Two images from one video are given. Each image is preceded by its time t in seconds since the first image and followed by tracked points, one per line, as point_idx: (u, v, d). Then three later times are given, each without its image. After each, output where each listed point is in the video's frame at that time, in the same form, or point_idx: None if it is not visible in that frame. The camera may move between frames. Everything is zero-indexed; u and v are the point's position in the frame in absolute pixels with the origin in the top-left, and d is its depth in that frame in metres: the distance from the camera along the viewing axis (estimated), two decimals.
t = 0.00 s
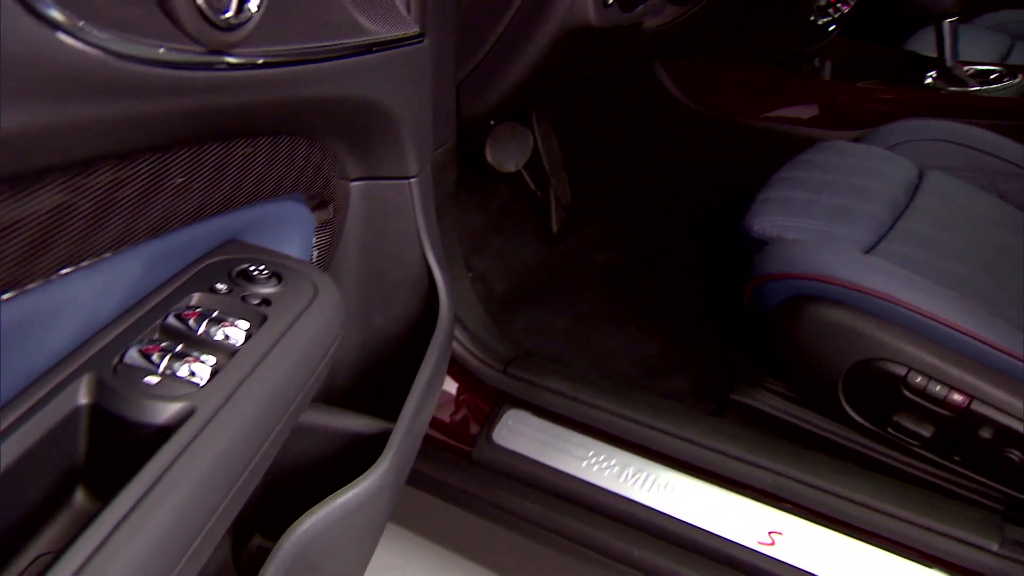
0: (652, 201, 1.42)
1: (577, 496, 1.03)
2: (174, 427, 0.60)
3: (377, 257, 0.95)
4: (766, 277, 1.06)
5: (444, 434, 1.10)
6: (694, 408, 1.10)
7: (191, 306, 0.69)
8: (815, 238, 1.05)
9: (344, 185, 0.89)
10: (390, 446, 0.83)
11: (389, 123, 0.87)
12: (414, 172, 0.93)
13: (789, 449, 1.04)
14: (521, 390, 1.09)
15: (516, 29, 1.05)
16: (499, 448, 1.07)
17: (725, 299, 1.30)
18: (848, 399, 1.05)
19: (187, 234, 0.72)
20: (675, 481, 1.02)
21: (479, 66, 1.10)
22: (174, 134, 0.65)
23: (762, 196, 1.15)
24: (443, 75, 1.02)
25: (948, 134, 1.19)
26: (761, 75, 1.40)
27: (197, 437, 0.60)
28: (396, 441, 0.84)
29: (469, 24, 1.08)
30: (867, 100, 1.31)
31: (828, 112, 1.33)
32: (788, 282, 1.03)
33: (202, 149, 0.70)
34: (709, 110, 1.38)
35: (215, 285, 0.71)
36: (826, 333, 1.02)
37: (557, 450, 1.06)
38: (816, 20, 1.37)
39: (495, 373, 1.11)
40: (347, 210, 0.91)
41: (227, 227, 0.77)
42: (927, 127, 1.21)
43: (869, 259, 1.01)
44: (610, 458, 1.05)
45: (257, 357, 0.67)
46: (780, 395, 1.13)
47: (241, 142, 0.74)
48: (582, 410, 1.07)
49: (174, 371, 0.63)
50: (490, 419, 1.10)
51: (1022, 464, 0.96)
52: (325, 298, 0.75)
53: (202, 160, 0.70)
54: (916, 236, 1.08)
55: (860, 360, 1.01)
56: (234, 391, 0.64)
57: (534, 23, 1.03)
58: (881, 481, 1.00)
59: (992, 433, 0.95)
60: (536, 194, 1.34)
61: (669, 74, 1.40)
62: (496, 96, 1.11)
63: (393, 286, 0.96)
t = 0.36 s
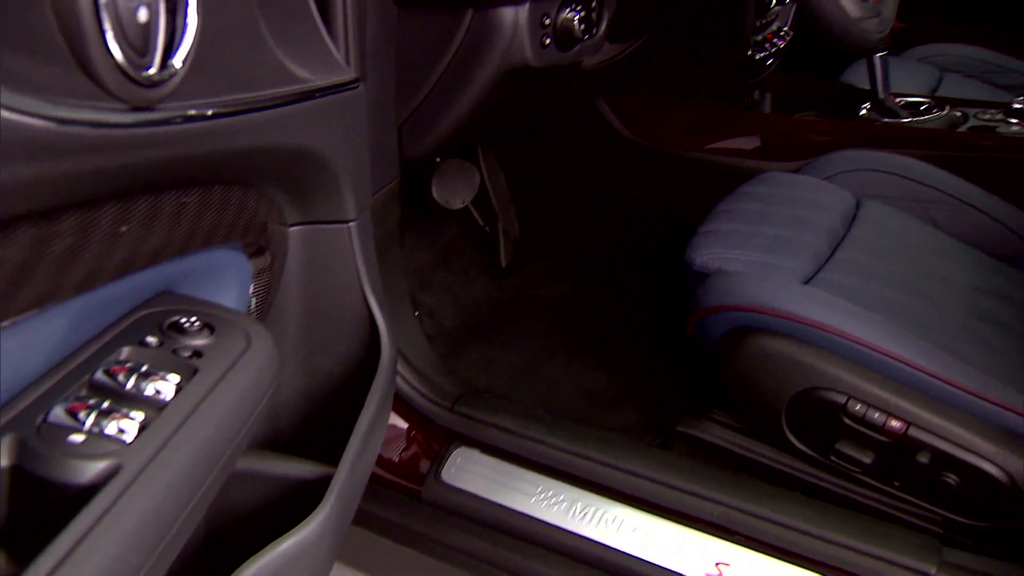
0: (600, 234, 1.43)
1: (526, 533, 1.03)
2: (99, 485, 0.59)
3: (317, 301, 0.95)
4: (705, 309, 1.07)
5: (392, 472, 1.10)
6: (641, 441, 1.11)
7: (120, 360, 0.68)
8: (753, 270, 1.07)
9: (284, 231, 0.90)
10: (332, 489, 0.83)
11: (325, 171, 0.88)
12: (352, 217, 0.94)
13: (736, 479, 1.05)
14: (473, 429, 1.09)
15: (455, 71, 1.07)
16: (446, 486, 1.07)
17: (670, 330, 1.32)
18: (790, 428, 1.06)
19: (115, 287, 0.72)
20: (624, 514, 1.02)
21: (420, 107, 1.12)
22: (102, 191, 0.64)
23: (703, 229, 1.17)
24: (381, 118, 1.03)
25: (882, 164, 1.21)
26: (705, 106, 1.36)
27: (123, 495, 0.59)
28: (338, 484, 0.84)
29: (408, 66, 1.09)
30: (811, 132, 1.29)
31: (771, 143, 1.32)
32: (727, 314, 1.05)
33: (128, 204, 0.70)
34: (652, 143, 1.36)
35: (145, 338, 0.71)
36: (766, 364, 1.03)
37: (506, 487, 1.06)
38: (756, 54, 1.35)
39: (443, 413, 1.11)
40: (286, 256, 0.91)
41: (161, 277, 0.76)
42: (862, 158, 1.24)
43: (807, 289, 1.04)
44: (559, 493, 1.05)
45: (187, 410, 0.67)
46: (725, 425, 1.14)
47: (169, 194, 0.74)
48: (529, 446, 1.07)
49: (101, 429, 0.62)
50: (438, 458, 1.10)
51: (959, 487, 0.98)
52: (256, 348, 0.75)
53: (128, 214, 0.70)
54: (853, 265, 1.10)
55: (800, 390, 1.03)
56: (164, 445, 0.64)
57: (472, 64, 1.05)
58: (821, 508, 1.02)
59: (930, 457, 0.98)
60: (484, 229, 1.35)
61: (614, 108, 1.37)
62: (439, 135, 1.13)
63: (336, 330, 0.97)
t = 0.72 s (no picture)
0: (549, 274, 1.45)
1: None
2: (22, 556, 0.57)
3: (261, 353, 0.95)
4: (650, 348, 1.09)
5: (341, 519, 1.08)
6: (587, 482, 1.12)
7: (49, 424, 0.66)
8: (697, 308, 1.09)
9: (226, 283, 0.90)
10: (274, 542, 0.82)
11: (265, 225, 0.89)
12: (294, 268, 0.94)
13: (686, 519, 1.05)
14: (419, 473, 1.10)
15: (397, 119, 1.09)
16: (396, 532, 1.06)
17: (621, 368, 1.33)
18: (738, 467, 1.08)
19: (52, 347, 0.70)
20: (576, 558, 1.01)
21: (365, 155, 1.12)
22: (32, 255, 0.63)
23: (649, 268, 1.18)
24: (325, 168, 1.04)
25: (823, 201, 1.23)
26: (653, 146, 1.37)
27: (47, 565, 0.57)
28: (281, 537, 0.83)
29: (351, 115, 1.10)
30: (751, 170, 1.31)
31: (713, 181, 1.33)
32: (670, 352, 1.06)
33: (60, 267, 0.69)
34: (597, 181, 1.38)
35: (76, 401, 0.69)
36: (711, 402, 1.05)
37: (456, 533, 1.05)
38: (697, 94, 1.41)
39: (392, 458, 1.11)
40: (226, 309, 0.91)
41: (97, 335, 0.75)
42: (802, 195, 1.26)
43: (749, 327, 1.05)
44: (509, 537, 1.04)
45: (117, 475, 0.65)
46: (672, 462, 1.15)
47: (103, 253, 0.73)
48: (478, 490, 1.08)
49: (26, 495, 0.60)
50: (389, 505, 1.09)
51: (902, 519, 1.00)
52: (192, 407, 0.74)
53: (59, 275, 0.69)
54: (796, 301, 1.12)
55: (745, 426, 1.04)
56: (92, 511, 0.62)
57: (414, 111, 1.07)
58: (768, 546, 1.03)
59: (872, 490, 0.99)
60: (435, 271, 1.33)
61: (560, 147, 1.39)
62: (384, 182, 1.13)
63: (279, 381, 0.97)
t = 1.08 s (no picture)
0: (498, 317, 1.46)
1: None
2: None
3: (200, 411, 0.95)
4: (593, 391, 1.10)
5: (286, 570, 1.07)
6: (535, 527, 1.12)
7: None
8: (638, 351, 1.10)
9: (163, 340, 0.89)
10: None
11: (205, 281, 0.88)
12: (232, 322, 0.94)
13: (628, 559, 1.06)
14: (366, 523, 1.09)
15: (338, 169, 1.10)
16: None
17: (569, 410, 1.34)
18: (683, 508, 1.08)
19: None
20: None
21: (308, 204, 1.13)
22: None
23: (592, 312, 1.20)
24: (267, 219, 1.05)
25: (764, 240, 1.25)
26: (599, 190, 1.40)
27: None
28: None
29: (292, 164, 1.11)
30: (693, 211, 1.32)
31: (658, 222, 1.35)
32: (612, 395, 1.07)
33: None
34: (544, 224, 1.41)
35: None
36: (653, 444, 1.05)
37: None
38: (638, 137, 1.45)
39: (340, 508, 1.11)
40: (162, 366, 0.90)
41: (25, 400, 0.74)
42: (743, 235, 1.28)
43: (688, 369, 1.06)
44: None
45: (38, 545, 0.62)
46: (621, 506, 1.16)
47: (29, 316, 0.72)
48: (426, 537, 1.07)
49: None
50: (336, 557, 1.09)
51: (843, 555, 1.00)
52: (123, 470, 0.72)
53: None
54: (736, 341, 1.13)
55: (688, 468, 1.04)
56: None
57: (355, 162, 1.09)
58: None
59: (813, 528, 1.00)
60: (383, 315, 1.34)
61: (506, 192, 1.42)
62: (328, 230, 1.15)
63: (220, 435, 0.96)
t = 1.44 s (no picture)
0: (453, 361, 1.47)
1: None
2: None
3: (145, 468, 0.94)
4: (543, 437, 1.10)
5: None
6: None
7: None
8: (588, 395, 1.11)
9: (104, 399, 0.89)
10: None
11: (148, 340, 0.87)
12: (177, 378, 0.93)
13: None
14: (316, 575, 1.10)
15: (287, 220, 1.11)
16: None
17: (522, 455, 1.35)
18: (635, 552, 1.07)
19: None
20: None
21: (257, 255, 1.13)
22: None
23: (544, 357, 1.21)
24: (214, 273, 1.05)
25: (707, 281, 1.28)
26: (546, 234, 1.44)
27: None
28: None
29: (241, 217, 1.12)
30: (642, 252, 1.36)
31: (607, 265, 1.39)
32: (562, 440, 1.08)
33: None
34: (496, 269, 1.42)
35: None
36: (603, 488, 1.05)
37: None
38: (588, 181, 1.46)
39: (290, 559, 1.10)
40: (105, 425, 0.89)
41: None
42: (690, 276, 1.30)
43: (636, 414, 1.07)
44: None
45: None
46: (573, 551, 1.14)
47: None
48: None
49: None
50: None
51: None
52: (60, 533, 0.67)
53: None
54: (686, 383, 1.14)
55: (638, 512, 1.04)
56: None
57: (303, 212, 1.10)
58: None
59: (764, 569, 0.98)
60: (337, 361, 1.34)
61: (456, 239, 1.44)
62: (277, 281, 1.15)
63: (164, 492, 0.95)
